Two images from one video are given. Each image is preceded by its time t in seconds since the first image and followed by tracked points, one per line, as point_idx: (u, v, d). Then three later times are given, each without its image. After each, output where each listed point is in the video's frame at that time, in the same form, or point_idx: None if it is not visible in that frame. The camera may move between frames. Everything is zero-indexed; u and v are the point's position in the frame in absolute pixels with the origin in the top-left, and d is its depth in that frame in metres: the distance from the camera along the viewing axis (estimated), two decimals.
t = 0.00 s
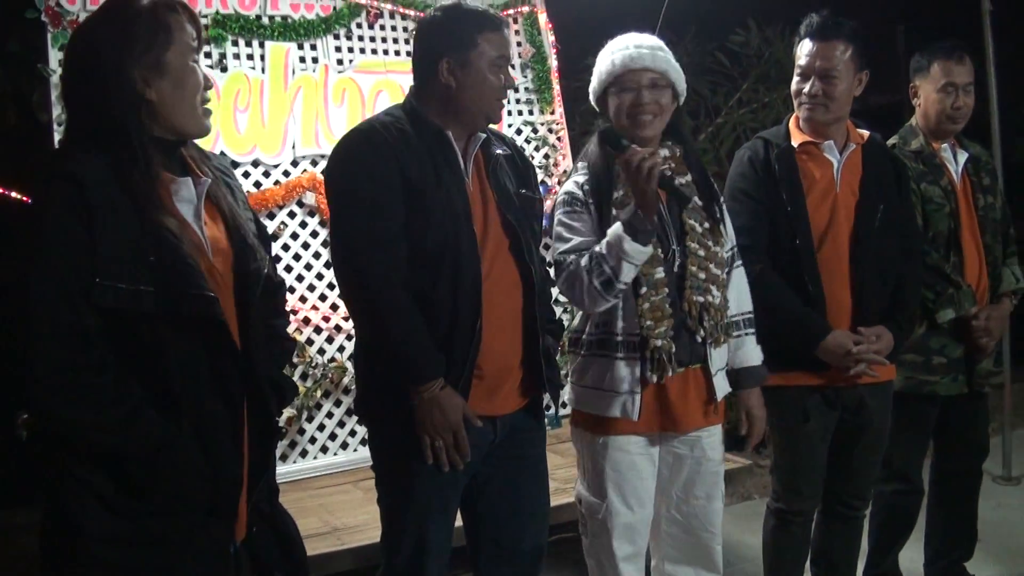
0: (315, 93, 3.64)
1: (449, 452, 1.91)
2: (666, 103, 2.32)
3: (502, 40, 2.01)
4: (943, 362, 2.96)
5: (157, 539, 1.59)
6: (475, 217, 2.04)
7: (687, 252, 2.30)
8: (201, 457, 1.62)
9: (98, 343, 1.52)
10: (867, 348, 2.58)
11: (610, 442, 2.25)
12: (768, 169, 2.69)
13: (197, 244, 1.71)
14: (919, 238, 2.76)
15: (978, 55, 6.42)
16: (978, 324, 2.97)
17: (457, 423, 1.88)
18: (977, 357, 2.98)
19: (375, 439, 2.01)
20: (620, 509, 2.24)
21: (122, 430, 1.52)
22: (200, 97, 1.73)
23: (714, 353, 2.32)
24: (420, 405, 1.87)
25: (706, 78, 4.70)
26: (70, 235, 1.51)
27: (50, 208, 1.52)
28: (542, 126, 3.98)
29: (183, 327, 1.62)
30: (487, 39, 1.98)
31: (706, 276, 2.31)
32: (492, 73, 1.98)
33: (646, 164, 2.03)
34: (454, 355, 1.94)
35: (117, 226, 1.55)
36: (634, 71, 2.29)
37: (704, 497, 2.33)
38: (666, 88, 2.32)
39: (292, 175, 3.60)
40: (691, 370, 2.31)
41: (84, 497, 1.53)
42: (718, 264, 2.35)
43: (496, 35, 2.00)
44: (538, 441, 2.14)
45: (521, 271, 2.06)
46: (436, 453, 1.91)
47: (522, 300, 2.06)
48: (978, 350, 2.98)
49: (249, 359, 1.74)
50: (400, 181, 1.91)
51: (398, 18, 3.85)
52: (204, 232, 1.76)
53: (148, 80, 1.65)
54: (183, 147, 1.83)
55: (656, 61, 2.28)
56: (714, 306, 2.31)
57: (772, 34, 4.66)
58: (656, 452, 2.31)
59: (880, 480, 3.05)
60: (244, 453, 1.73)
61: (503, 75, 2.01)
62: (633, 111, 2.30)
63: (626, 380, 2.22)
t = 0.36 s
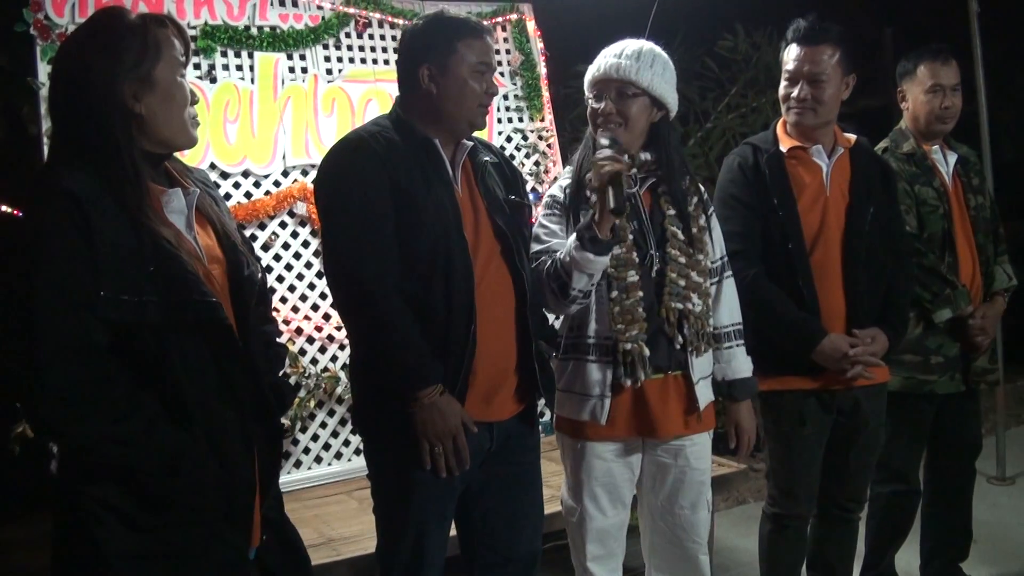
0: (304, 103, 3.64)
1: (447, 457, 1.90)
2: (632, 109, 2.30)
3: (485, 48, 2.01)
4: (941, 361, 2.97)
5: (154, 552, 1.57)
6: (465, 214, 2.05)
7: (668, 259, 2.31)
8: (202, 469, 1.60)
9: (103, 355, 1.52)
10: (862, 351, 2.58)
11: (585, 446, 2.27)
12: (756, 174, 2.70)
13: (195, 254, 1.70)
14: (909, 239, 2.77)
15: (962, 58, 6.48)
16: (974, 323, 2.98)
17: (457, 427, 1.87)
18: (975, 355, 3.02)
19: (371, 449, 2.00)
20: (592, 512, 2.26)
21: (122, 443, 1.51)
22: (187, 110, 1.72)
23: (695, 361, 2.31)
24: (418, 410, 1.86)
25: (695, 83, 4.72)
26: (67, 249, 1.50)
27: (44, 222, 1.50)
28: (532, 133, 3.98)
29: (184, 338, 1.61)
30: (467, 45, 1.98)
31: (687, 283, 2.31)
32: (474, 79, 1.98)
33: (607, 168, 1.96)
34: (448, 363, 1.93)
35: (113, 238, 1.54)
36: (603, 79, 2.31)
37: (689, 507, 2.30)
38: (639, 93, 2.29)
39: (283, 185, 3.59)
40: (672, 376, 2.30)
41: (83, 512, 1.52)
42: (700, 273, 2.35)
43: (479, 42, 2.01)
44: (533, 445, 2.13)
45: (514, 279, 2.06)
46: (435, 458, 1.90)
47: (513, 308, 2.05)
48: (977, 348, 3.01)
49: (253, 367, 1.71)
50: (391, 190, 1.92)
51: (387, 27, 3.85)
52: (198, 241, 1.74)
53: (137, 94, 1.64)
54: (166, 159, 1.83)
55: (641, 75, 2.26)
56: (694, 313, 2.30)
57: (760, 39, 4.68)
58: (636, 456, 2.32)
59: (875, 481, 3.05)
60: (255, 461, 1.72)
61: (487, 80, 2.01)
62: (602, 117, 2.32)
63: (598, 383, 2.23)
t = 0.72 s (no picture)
0: (298, 111, 3.64)
1: (443, 465, 1.91)
2: (654, 124, 2.28)
3: (473, 54, 2.03)
4: (937, 363, 2.98)
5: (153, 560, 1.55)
6: (457, 217, 2.06)
7: (667, 272, 2.29)
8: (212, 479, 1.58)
9: (123, 364, 1.51)
10: (857, 355, 2.59)
11: (576, 451, 2.28)
12: (749, 180, 2.71)
13: (206, 262, 1.70)
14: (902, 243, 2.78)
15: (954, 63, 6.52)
16: (969, 325, 2.97)
17: (452, 434, 1.89)
18: (971, 356, 3.02)
19: (365, 457, 1.99)
20: (582, 516, 2.27)
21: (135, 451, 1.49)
22: (188, 121, 1.72)
23: (687, 377, 2.29)
24: (415, 417, 1.85)
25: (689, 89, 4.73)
26: (85, 258, 1.48)
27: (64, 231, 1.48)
28: (526, 140, 3.99)
29: (199, 345, 1.60)
30: (458, 53, 1.99)
31: (685, 298, 2.29)
32: (464, 85, 1.99)
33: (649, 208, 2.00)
34: (442, 369, 1.93)
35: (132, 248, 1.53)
36: (626, 87, 2.29)
37: (681, 513, 2.29)
38: (662, 110, 2.28)
39: (277, 193, 3.59)
40: (662, 387, 2.29)
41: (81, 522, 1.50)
42: (699, 288, 2.33)
43: (464, 49, 2.01)
44: (526, 451, 2.15)
45: (504, 285, 2.06)
46: (430, 465, 1.90)
47: (506, 314, 2.06)
48: (974, 350, 3.01)
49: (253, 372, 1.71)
50: (381, 197, 1.91)
51: (380, 35, 3.88)
52: (204, 247, 1.74)
53: (140, 104, 1.63)
54: (165, 167, 1.83)
55: (666, 91, 2.25)
56: (690, 329, 2.28)
57: (753, 45, 4.70)
58: (628, 463, 2.32)
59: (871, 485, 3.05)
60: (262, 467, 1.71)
61: (478, 86, 2.03)
62: (622, 126, 2.29)
63: (589, 390, 2.25)
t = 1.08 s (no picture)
0: (295, 116, 3.64)
1: (453, 466, 1.91)
2: (679, 145, 2.27)
3: (473, 59, 2.03)
4: (926, 367, 2.98)
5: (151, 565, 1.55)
6: (457, 224, 2.05)
7: (676, 290, 2.29)
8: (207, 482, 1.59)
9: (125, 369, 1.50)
10: (855, 360, 2.59)
11: (573, 455, 2.29)
12: (746, 184, 2.71)
13: (209, 271, 1.70)
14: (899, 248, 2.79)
15: (950, 68, 6.54)
16: (957, 329, 2.99)
17: (463, 435, 1.89)
18: (963, 362, 3.02)
19: (365, 462, 1.99)
20: (580, 518, 2.27)
21: (134, 458, 1.49)
22: (197, 130, 1.72)
23: (688, 392, 2.30)
24: (425, 418, 1.85)
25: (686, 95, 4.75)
26: (91, 266, 1.47)
27: (70, 237, 1.47)
28: (523, 144, 4.00)
29: (201, 350, 1.59)
30: (458, 59, 1.99)
31: (692, 316, 2.30)
32: (465, 92, 1.99)
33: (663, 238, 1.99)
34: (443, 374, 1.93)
35: (136, 256, 1.53)
36: (658, 101, 2.25)
37: (677, 517, 2.30)
38: (690, 133, 2.26)
39: (273, 199, 3.58)
40: (661, 399, 2.29)
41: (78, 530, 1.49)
42: (705, 305, 2.34)
43: (465, 53, 2.01)
44: (525, 455, 2.15)
45: (504, 290, 2.06)
46: (440, 466, 1.91)
47: (506, 320, 2.06)
48: (962, 354, 3.02)
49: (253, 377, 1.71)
50: (382, 202, 1.91)
51: (377, 40, 3.87)
52: (205, 255, 1.75)
53: (150, 112, 1.63)
54: (168, 177, 1.82)
55: (700, 116, 2.22)
56: (696, 346, 2.29)
57: (749, 50, 4.72)
58: (626, 470, 2.32)
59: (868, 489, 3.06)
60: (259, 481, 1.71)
61: (478, 92, 2.03)
62: (648, 141, 2.27)
63: (590, 396, 2.25)
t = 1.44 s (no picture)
0: (294, 120, 3.64)
1: (453, 470, 1.90)
2: (683, 138, 2.29)
3: (480, 66, 2.03)
4: (923, 372, 2.98)
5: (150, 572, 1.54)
6: (459, 229, 2.05)
7: (678, 292, 2.30)
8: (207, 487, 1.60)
9: (110, 377, 1.50)
10: (862, 363, 2.59)
11: (576, 461, 2.29)
12: (748, 189, 2.72)
13: (195, 277, 1.69)
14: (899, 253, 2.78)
15: (950, 71, 6.55)
16: (957, 334, 2.99)
17: (462, 441, 1.89)
18: (960, 366, 3.02)
19: (365, 467, 1.99)
20: (583, 525, 2.27)
21: (133, 464, 1.49)
22: (189, 137, 1.72)
23: (691, 393, 2.30)
24: (426, 424, 1.85)
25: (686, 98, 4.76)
26: (79, 273, 1.47)
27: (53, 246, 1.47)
28: (522, 148, 4.00)
29: (190, 357, 1.59)
30: (464, 65, 1.99)
31: (695, 316, 2.30)
32: (469, 96, 1.99)
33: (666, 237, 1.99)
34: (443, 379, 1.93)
35: (123, 262, 1.52)
36: (655, 100, 2.28)
37: (679, 522, 2.29)
38: (690, 124, 2.29)
39: (273, 202, 3.58)
40: (665, 403, 2.29)
41: (80, 535, 1.49)
42: (709, 306, 2.32)
43: (466, 59, 2.00)
44: (526, 460, 2.15)
45: (506, 293, 2.06)
46: (440, 472, 1.90)
47: (506, 325, 2.05)
48: (961, 360, 3.01)
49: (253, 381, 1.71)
50: (385, 208, 1.91)
51: (377, 44, 3.88)
52: (196, 263, 1.75)
53: (142, 119, 1.62)
54: (162, 183, 1.83)
55: (701, 105, 2.26)
56: (700, 346, 2.29)
57: (749, 54, 4.72)
58: (630, 476, 2.32)
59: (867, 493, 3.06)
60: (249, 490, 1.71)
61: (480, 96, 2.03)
62: (649, 140, 2.29)
63: (595, 403, 2.25)
